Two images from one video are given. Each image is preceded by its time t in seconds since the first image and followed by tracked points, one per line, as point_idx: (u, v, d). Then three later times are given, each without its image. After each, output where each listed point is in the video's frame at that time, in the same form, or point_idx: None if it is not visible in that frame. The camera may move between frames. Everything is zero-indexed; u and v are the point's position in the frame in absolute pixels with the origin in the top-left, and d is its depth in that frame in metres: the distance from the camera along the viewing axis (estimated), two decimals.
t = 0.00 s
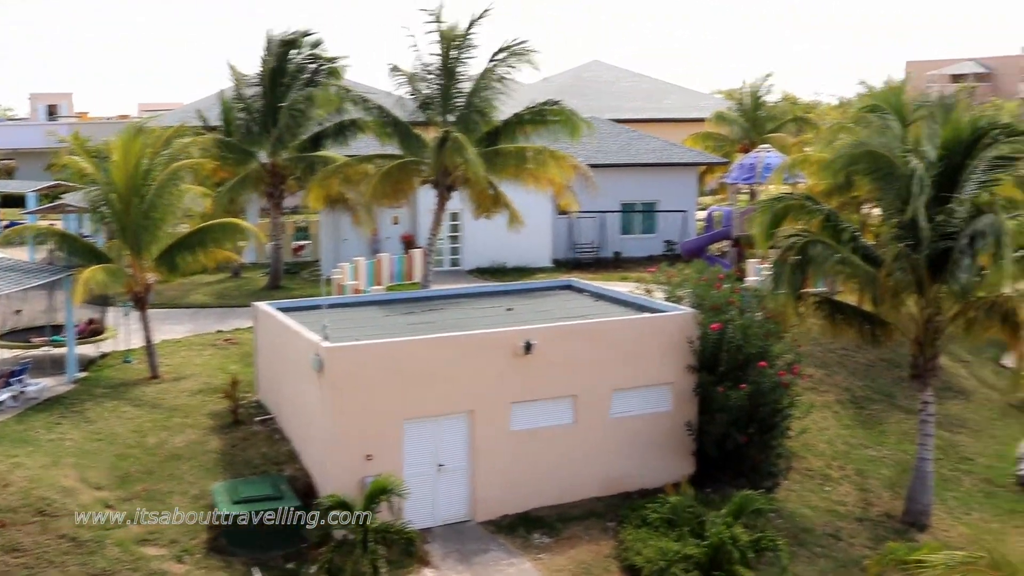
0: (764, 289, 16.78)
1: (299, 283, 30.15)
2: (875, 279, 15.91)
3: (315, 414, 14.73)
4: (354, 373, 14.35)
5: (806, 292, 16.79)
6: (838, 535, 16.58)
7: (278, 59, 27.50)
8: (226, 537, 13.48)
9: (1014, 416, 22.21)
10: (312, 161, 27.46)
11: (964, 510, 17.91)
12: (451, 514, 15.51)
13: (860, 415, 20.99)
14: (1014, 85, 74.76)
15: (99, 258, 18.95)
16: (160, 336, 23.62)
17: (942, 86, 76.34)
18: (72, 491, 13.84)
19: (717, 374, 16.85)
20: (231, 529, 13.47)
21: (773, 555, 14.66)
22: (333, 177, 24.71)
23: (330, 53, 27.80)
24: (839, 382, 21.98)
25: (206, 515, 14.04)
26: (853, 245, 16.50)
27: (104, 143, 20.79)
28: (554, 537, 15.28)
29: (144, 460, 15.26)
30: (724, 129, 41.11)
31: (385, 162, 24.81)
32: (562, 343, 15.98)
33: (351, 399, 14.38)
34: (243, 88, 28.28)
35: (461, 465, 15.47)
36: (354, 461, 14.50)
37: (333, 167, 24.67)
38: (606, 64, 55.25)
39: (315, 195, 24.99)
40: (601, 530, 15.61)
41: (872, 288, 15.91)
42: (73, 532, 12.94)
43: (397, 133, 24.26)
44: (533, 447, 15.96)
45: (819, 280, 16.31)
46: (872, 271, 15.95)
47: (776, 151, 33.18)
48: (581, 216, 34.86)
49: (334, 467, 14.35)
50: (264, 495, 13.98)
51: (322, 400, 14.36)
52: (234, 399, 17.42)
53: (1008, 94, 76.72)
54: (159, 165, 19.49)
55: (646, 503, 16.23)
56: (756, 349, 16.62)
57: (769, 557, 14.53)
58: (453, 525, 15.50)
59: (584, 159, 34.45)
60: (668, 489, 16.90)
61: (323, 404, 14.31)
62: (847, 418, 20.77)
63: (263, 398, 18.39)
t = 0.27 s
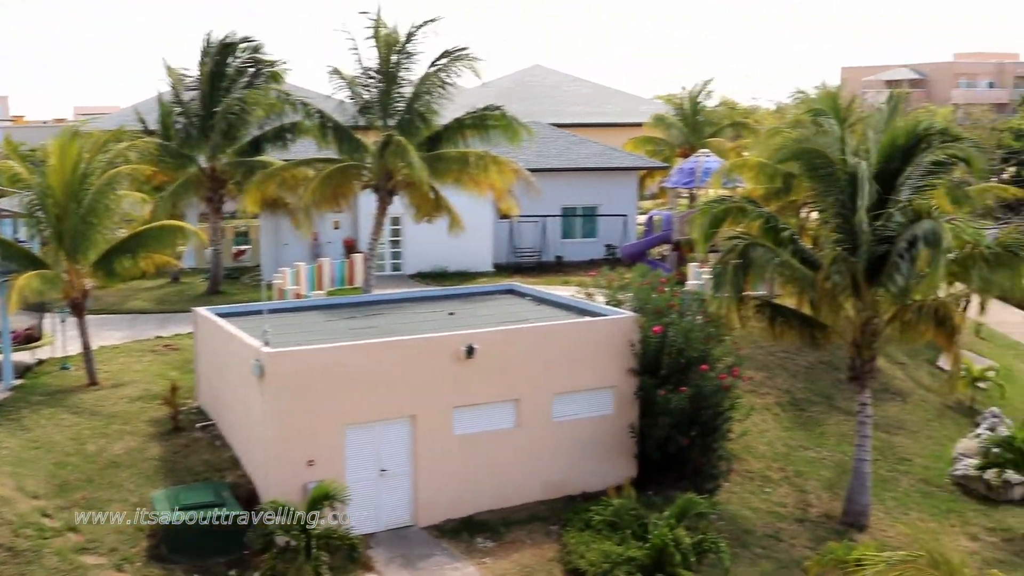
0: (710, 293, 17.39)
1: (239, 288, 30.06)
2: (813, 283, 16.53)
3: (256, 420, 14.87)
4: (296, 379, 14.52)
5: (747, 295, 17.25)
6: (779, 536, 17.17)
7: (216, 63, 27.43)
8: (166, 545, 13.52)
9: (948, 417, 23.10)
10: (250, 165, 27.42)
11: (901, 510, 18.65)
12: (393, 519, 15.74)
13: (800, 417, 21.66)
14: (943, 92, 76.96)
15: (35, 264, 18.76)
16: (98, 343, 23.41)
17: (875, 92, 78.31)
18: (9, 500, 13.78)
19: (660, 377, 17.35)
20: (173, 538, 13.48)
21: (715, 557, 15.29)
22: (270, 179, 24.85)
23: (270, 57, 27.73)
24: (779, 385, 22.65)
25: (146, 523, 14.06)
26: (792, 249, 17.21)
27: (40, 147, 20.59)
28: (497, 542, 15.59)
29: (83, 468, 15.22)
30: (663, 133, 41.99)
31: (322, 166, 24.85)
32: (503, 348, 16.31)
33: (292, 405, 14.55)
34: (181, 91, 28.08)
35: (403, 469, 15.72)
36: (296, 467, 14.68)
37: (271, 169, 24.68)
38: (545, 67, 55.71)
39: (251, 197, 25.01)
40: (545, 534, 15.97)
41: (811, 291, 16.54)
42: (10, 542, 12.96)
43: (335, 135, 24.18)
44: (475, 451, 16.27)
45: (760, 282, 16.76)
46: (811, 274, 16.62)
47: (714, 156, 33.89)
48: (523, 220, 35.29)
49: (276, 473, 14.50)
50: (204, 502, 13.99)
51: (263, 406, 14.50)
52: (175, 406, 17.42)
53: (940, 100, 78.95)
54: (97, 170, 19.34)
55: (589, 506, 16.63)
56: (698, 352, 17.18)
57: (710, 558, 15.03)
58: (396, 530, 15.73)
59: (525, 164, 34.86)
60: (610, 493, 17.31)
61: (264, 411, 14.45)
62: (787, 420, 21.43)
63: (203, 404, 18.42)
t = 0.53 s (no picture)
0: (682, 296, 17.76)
1: (209, 290, 30.00)
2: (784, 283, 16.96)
3: (227, 423, 14.93)
4: (267, 381, 14.60)
5: (719, 297, 17.45)
6: (750, 536, 17.47)
7: (185, 65, 27.39)
8: (137, 549, 13.49)
9: (917, 418, 23.54)
10: (221, 165, 27.52)
11: (871, 510, 19.02)
12: (365, 521, 15.85)
13: (770, 418, 22.00)
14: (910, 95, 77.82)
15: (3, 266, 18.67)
16: (67, 345, 23.30)
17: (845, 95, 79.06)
18: None
19: (631, 379, 17.50)
20: (143, 541, 13.48)
21: (688, 557, 15.57)
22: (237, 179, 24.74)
23: (238, 57, 27.84)
24: (750, 386, 22.98)
25: (116, 527, 14.08)
26: (761, 249, 17.53)
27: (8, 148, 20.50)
28: (469, 543, 15.75)
29: (52, 472, 15.21)
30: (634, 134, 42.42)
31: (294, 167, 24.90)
32: (474, 350, 16.48)
33: (263, 407, 14.63)
34: (149, 92, 27.97)
35: (374, 471, 15.85)
36: (268, 470, 14.75)
37: (240, 169, 24.65)
38: (517, 69, 55.89)
39: (218, 195, 24.97)
40: (516, 536, 16.15)
41: (782, 292, 16.93)
42: None
43: (303, 134, 24.07)
44: (446, 452, 16.42)
45: (732, 284, 17.06)
46: (783, 277, 17.02)
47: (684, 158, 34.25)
48: (494, 222, 35.48)
49: (247, 476, 14.57)
50: (175, 505, 13.99)
51: (234, 408, 14.57)
52: (145, 408, 17.43)
53: (909, 103, 79.94)
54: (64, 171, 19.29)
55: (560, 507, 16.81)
56: (668, 355, 17.36)
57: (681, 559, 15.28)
58: (368, 532, 15.84)
59: (496, 165, 35.04)
60: (581, 494, 17.50)
61: (235, 413, 14.52)
62: (757, 421, 21.76)
63: (173, 407, 18.43)
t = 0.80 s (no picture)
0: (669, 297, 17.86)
1: (194, 290, 29.98)
2: (770, 284, 17.10)
3: (212, 422, 14.96)
4: (251, 380, 14.65)
5: (705, 297, 17.53)
6: (735, 536, 17.63)
7: (170, 64, 27.31)
8: (121, 549, 13.50)
9: (900, 419, 23.78)
10: (206, 165, 27.52)
11: (855, 510, 19.21)
12: (350, 522, 15.90)
13: (755, 418, 22.18)
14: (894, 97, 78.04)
15: None
16: (50, 345, 23.24)
17: (831, 96, 79.27)
18: None
19: (616, 379, 17.64)
20: (127, 541, 13.49)
21: (672, 557, 15.70)
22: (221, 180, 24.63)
23: (223, 55, 27.78)
24: (735, 386, 23.16)
25: (100, 527, 14.09)
26: (746, 250, 17.66)
27: None
28: (453, 544, 15.83)
29: (35, 472, 15.21)
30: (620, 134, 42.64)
31: (279, 168, 24.89)
32: (459, 350, 16.56)
33: (248, 407, 14.66)
34: (134, 91, 27.92)
35: (359, 471, 15.91)
36: (252, 470, 14.79)
37: (224, 170, 24.57)
38: (502, 69, 55.96)
39: (202, 195, 24.91)
40: (501, 536, 16.24)
41: (768, 292, 17.04)
42: None
43: (291, 137, 24.11)
44: (431, 452, 16.49)
45: (717, 284, 17.20)
46: (769, 277, 17.16)
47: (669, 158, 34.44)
48: (479, 222, 35.57)
49: (232, 476, 14.60)
50: (159, 505, 14.01)
51: (218, 408, 14.61)
52: (129, 408, 17.43)
53: (894, 104, 80.43)
54: (48, 170, 19.24)
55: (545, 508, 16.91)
56: (654, 355, 17.53)
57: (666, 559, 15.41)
58: (353, 532, 15.88)
59: (481, 165, 35.12)
60: (566, 494, 17.61)
61: (219, 413, 14.55)
62: (741, 421, 21.93)
63: (157, 407, 18.42)
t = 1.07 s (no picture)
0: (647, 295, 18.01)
1: (170, 288, 29.86)
2: (746, 282, 17.29)
3: (188, 421, 14.96)
4: (227, 378, 14.66)
5: (682, 295, 17.73)
6: (711, 533, 17.83)
7: (147, 60, 27.22)
8: (97, 549, 13.51)
9: (875, 415, 24.10)
10: (183, 163, 27.44)
11: (831, 507, 19.47)
12: (327, 520, 15.94)
13: (731, 415, 22.40)
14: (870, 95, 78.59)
15: None
16: (25, 343, 23.10)
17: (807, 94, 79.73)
18: None
19: (593, 377, 17.80)
20: (103, 541, 13.50)
21: (649, 554, 15.85)
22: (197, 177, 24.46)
23: (199, 52, 27.66)
24: (711, 384, 23.39)
25: (75, 527, 14.08)
26: (722, 247, 17.77)
27: None
28: (431, 541, 15.91)
29: (10, 472, 15.17)
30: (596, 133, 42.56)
31: (257, 166, 24.80)
32: (435, 348, 16.64)
33: (223, 406, 14.68)
34: (111, 87, 27.79)
35: (335, 469, 15.96)
36: (228, 469, 14.81)
37: (202, 170, 24.45)
38: (480, 66, 56.00)
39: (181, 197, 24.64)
40: (478, 534, 16.34)
41: (745, 290, 17.24)
42: None
43: (270, 137, 24.11)
44: (407, 450, 16.57)
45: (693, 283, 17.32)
46: (745, 276, 17.37)
47: (647, 156, 34.65)
48: (456, 220, 35.63)
49: (208, 475, 14.61)
50: (135, 505, 14.01)
51: (194, 407, 14.62)
52: (105, 407, 17.38)
53: (870, 102, 81.07)
54: (23, 168, 19.12)
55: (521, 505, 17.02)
56: (631, 353, 17.74)
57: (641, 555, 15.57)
58: (330, 531, 15.92)
59: (458, 163, 35.18)
60: (543, 491, 17.74)
61: (195, 412, 14.56)
62: (718, 418, 22.16)
63: (133, 406, 18.36)
